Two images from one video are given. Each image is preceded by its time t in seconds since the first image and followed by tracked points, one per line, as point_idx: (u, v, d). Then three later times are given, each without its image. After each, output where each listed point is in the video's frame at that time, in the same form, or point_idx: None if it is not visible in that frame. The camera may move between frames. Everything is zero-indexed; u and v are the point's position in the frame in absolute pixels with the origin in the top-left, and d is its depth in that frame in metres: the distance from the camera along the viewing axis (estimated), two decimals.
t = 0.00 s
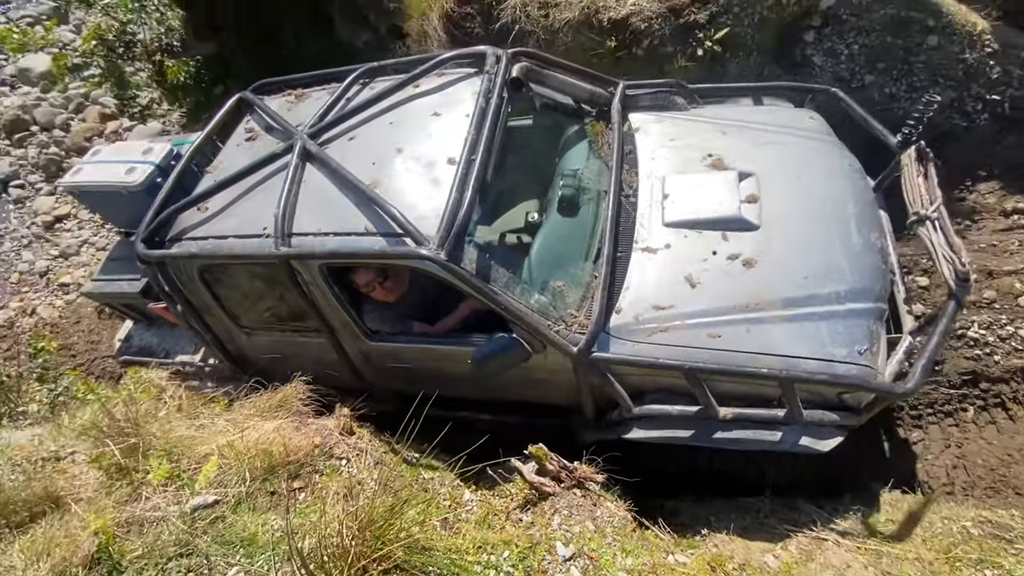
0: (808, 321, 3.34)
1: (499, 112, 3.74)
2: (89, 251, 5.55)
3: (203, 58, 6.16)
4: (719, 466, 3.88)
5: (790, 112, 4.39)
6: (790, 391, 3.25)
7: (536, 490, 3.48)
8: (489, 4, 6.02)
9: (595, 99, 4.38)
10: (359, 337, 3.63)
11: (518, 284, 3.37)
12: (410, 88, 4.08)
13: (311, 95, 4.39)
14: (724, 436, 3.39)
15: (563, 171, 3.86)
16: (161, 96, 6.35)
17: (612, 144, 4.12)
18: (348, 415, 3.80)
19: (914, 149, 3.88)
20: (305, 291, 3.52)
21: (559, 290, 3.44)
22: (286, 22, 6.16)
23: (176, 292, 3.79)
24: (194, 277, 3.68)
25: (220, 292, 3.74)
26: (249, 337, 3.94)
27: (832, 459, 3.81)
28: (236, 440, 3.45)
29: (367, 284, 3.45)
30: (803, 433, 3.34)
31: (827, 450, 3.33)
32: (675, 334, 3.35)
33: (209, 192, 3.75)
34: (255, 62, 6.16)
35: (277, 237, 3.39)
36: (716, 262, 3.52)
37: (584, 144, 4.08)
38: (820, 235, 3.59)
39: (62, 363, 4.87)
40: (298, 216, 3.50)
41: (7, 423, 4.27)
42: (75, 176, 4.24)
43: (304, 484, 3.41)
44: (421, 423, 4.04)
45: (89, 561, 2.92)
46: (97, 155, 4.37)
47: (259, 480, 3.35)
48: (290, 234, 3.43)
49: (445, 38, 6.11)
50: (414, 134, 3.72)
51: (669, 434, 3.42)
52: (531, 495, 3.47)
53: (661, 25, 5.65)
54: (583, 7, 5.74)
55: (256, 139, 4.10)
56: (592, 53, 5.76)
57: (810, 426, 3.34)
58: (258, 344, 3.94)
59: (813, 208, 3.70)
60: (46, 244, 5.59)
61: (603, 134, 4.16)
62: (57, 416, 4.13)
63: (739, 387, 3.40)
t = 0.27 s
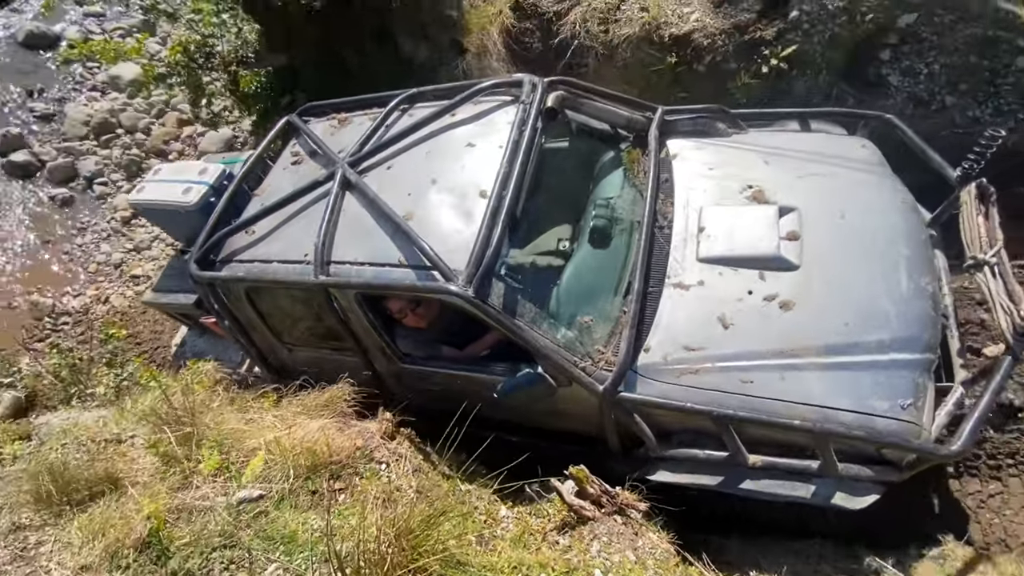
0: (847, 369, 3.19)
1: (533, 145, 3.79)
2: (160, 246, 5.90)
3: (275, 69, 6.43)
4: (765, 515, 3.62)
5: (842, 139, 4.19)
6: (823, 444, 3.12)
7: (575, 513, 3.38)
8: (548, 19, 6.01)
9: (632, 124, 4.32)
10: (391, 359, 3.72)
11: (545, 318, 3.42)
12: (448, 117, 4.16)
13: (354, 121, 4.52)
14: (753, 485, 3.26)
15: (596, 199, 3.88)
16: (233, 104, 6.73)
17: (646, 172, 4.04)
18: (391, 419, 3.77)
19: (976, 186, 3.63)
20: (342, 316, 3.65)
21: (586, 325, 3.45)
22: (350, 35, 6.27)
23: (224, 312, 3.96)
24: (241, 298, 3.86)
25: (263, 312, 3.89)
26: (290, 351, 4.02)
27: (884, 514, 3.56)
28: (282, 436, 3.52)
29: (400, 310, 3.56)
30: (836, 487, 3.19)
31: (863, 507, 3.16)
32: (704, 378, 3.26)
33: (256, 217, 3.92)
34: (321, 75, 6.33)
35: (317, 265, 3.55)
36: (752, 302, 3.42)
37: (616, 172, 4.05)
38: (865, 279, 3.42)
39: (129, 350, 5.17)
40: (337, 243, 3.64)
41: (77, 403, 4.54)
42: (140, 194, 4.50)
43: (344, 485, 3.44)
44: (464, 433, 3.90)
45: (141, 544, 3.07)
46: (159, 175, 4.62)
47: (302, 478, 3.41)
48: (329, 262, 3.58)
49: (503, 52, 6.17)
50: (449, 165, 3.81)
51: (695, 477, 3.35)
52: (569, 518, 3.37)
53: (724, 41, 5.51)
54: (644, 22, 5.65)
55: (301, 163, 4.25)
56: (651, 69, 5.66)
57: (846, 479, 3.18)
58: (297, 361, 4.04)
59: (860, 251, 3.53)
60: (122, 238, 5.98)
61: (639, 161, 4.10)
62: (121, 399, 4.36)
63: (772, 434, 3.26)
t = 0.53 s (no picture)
0: (881, 412, 3.07)
1: (558, 168, 3.83)
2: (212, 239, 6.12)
3: (329, 74, 6.55)
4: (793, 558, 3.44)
5: (886, 166, 4.04)
6: (848, 489, 2.99)
7: (607, 535, 3.26)
8: (601, 27, 5.93)
9: (660, 146, 4.23)
10: (414, 377, 3.76)
11: (563, 346, 3.38)
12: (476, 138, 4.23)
13: (385, 140, 4.58)
14: (774, 527, 3.12)
15: (621, 223, 3.82)
16: (287, 106, 6.93)
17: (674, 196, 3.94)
18: (423, 423, 3.70)
19: None
20: (367, 335, 3.72)
21: (606, 353, 3.40)
22: (403, 45, 6.39)
23: (259, 326, 4.06)
24: (273, 315, 3.94)
25: (295, 329, 3.98)
26: (321, 362, 4.10)
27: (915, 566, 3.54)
28: (317, 432, 3.53)
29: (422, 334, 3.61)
30: (864, 534, 3.04)
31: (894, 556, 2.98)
32: (726, 415, 3.17)
33: (289, 237, 4.00)
34: (374, 79, 6.48)
35: (345, 286, 3.61)
36: (779, 335, 3.31)
37: (643, 197, 3.96)
38: (902, 319, 3.28)
39: (177, 338, 5.35)
40: (364, 264, 3.69)
41: (127, 386, 4.73)
42: (186, 208, 4.61)
43: (375, 487, 3.42)
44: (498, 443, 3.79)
45: (177, 530, 3.14)
46: (203, 189, 4.72)
47: (333, 476, 3.41)
48: (355, 283, 3.63)
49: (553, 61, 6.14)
50: (476, 188, 3.86)
51: (715, 514, 3.22)
52: (601, 540, 3.26)
53: (785, 53, 5.27)
54: (700, 32, 5.49)
55: (334, 182, 4.32)
56: (705, 79, 5.47)
57: (874, 526, 3.03)
58: (327, 374, 4.11)
59: (898, 289, 3.38)
60: (178, 230, 6.25)
61: (667, 182, 4.00)
62: (167, 385, 4.50)
63: (799, 476, 3.11)
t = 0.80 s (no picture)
0: (905, 435, 2.88)
1: (580, 172, 3.82)
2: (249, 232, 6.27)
3: (368, 74, 6.60)
4: None
5: (922, 180, 3.87)
6: (867, 511, 2.82)
7: (628, 552, 3.16)
8: (642, 32, 5.87)
9: (688, 154, 4.21)
10: (430, 376, 3.75)
11: (576, 350, 3.33)
12: (501, 143, 4.23)
13: (417, 144, 4.58)
14: (788, 547, 2.99)
15: (643, 231, 3.78)
16: (326, 104, 7.03)
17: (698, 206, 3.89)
18: (445, 424, 3.68)
19: None
20: (388, 332, 3.73)
21: (619, 360, 3.33)
22: (442, 48, 6.42)
23: (289, 320, 4.08)
24: (302, 309, 3.97)
25: (322, 323, 4.00)
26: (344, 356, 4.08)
27: None
28: (341, 428, 3.55)
29: (438, 335, 3.67)
30: (884, 562, 2.88)
31: None
32: (740, 428, 3.04)
33: (321, 233, 4.05)
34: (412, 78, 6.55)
35: (369, 282, 3.62)
36: (800, 350, 3.18)
37: (667, 207, 3.92)
38: (935, 339, 3.09)
39: (211, 327, 5.46)
40: (389, 261, 3.70)
41: (161, 370, 4.85)
42: (227, 205, 4.73)
43: (394, 486, 3.41)
44: (521, 449, 3.71)
45: (201, 517, 3.19)
46: (245, 187, 4.84)
47: (354, 473, 3.42)
48: (379, 279, 3.64)
49: (593, 65, 6.02)
50: (499, 192, 3.86)
51: (726, 530, 3.12)
52: (621, 556, 3.17)
53: (834, 61, 5.06)
54: (744, 39, 5.35)
55: (367, 183, 4.35)
56: (749, 87, 5.31)
57: (894, 554, 2.88)
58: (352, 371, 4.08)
59: (930, 308, 3.19)
60: (218, 223, 6.44)
61: (692, 192, 3.94)
62: (199, 373, 4.61)
63: (813, 496, 2.98)
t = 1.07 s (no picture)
0: (925, 437, 2.78)
1: (599, 167, 3.83)
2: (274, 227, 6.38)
3: (396, 75, 6.70)
4: None
5: (950, 184, 3.79)
6: (884, 515, 2.71)
7: (643, 560, 3.06)
8: (671, 34, 5.76)
9: (709, 154, 4.13)
10: (442, 365, 3.74)
11: (590, 341, 3.31)
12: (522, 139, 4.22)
13: (441, 141, 4.61)
14: (801, 550, 2.90)
15: (661, 228, 3.76)
16: (353, 103, 7.11)
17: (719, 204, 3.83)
18: (461, 424, 3.70)
19: None
20: (403, 320, 3.74)
21: (633, 353, 3.28)
22: (469, 47, 6.41)
23: (309, 307, 4.12)
24: (322, 296, 4.01)
25: (341, 311, 4.03)
26: (362, 346, 4.11)
27: None
28: (360, 422, 3.57)
29: (452, 323, 3.63)
30: (901, 568, 2.77)
31: None
32: (753, 425, 2.98)
33: (344, 223, 4.09)
34: (439, 79, 6.57)
35: (386, 269, 3.63)
36: (818, 349, 3.12)
37: (688, 207, 3.87)
38: (958, 341, 3.00)
39: (235, 319, 5.56)
40: (407, 250, 3.71)
41: (187, 359, 4.95)
42: (256, 194, 4.83)
43: (411, 483, 3.42)
44: (539, 452, 3.70)
45: (222, 505, 3.25)
46: (274, 179, 4.93)
47: (372, 468, 3.44)
48: (397, 266, 3.65)
49: (620, 65, 5.97)
50: (517, 184, 3.85)
51: (738, 529, 3.05)
52: (636, 564, 3.09)
53: (869, 65, 4.92)
54: (777, 41, 5.24)
55: (391, 176, 4.38)
56: (780, 90, 5.20)
57: (913, 563, 2.75)
58: (369, 360, 4.11)
59: (953, 310, 3.11)
60: (245, 217, 6.57)
61: (713, 191, 3.89)
62: (223, 363, 4.69)
63: (827, 498, 2.90)
